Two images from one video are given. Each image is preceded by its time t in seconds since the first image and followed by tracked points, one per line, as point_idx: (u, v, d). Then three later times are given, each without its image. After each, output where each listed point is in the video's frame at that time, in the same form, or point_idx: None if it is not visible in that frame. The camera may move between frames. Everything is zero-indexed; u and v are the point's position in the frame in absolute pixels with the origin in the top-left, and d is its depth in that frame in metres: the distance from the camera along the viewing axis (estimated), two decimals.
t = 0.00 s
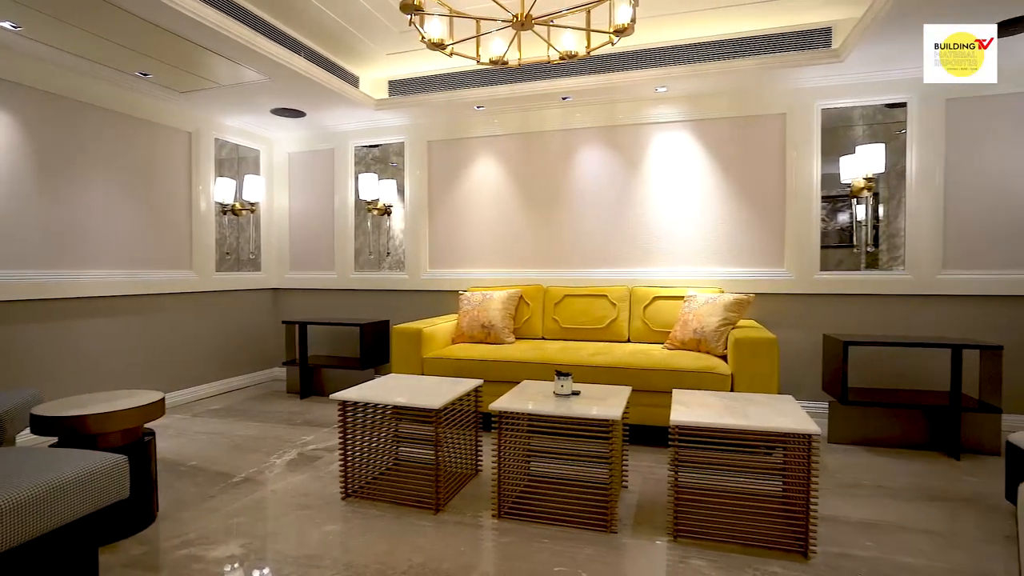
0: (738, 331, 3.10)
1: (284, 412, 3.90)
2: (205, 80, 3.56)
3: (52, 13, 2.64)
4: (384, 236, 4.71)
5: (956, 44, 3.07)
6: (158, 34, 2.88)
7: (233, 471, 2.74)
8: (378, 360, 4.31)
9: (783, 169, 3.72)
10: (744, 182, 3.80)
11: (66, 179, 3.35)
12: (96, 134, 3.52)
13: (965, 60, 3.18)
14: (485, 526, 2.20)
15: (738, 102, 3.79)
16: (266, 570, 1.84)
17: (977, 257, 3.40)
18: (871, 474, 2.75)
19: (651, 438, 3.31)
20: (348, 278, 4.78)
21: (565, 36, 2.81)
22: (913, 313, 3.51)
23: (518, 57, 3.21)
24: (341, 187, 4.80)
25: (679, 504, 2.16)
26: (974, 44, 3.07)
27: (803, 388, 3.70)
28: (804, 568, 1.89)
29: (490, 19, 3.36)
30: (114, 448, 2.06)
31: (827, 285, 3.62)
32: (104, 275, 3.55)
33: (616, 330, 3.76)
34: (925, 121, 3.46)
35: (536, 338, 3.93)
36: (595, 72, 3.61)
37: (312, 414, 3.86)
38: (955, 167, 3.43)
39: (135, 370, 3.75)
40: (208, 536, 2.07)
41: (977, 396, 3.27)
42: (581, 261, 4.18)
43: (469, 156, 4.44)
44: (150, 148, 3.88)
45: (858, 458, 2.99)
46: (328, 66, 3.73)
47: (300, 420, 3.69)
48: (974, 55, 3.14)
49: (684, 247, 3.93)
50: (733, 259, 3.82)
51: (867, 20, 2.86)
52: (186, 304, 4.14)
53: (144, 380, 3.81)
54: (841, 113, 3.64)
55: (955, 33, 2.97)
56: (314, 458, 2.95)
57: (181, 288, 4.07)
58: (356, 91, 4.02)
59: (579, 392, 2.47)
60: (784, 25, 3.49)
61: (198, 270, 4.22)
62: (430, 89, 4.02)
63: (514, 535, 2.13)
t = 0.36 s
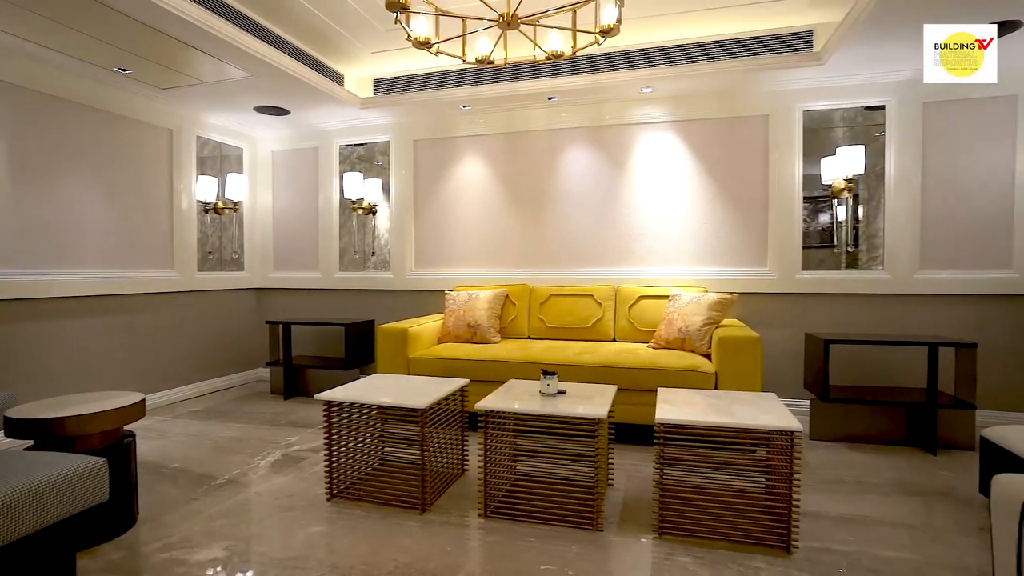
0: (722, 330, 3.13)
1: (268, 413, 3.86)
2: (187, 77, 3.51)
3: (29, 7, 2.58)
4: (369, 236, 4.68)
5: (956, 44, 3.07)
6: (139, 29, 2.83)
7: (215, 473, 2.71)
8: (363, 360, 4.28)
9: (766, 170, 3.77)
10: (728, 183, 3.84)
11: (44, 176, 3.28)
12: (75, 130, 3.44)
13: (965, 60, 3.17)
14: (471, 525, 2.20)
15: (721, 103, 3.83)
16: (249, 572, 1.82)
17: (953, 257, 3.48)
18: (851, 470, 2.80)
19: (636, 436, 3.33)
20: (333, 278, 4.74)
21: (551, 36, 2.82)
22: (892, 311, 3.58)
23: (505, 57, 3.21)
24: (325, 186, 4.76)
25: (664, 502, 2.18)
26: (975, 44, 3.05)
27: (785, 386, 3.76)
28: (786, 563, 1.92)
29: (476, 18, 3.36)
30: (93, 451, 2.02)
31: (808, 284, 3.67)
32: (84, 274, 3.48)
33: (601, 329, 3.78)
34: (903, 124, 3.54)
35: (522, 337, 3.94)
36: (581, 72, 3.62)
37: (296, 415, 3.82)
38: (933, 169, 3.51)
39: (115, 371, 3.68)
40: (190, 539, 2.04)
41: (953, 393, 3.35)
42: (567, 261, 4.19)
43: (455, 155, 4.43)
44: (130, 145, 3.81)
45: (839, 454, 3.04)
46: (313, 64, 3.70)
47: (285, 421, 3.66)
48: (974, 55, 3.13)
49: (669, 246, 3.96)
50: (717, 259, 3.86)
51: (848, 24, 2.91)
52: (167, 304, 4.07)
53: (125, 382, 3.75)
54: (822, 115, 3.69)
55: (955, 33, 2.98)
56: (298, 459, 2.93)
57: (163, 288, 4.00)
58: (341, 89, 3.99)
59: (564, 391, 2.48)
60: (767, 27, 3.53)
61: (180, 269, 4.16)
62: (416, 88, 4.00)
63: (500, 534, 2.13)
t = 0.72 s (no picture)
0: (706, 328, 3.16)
1: (251, 415, 3.81)
2: (168, 73, 3.46)
3: None
4: (354, 235, 4.65)
5: (956, 44, 3.09)
6: (119, 24, 2.77)
7: (197, 475, 2.67)
8: (348, 360, 4.25)
9: (749, 170, 3.82)
10: (712, 183, 3.88)
11: (19, 173, 3.20)
12: (52, 126, 3.37)
13: (966, 60, 3.18)
14: (457, 525, 2.20)
15: (705, 105, 3.87)
16: None
17: (930, 257, 3.55)
18: (832, 466, 2.84)
19: (622, 435, 3.36)
20: (317, 278, 4.69)
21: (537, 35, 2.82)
22: (870, 310, 3.64)
23: (491, 56, 3.21)
24: (309, 185, 4.71)
25: (649, 499, 2.20)
26: (974, 44, 3.07)
27: (768, 385, 3.81)
28: (769, 559, 1.94)
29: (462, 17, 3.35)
30: (70, 454, 1.98)
31: (789, 284, 3.73)
32: (61, 274, 3.41)
33: (587, 329, 3.79)
34: (881, 126, 3.60)
35: (508, 337, 3.94)
36: (567, 72, 3.63)
37: (279, 416, 3.79)
38: (910, 170, 3.58)
39: (94, 373, 3.61)
40: (171, 543, 2.01)
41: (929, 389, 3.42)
42: (553, 260, 4.20)
43: (441, 154, 4.42)
44: (109, 142, 3.74)
45: (820, 451, 3.09)
46: (297, 61, 3.66)
47: (268, 422, 3.62)
48: (974, 55, 3.14)
49: (653, 246, 3.99)
50: (700, 259, 3.90)
51: (828, 27, 2.95)
52: (148, 304, 4.01)
53: (104, 383, 3.68)
54: (804, 117, 3.74)
55: (955, 33, 3.00)
56: (282, 460, 2.90)
57: (143, 288, 3.93)
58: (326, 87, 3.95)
59: (550, 390, 2.49)
60: (750, 30, 3.57)
61: (161, 269, 4.09)
62: (402, 87, 3.99)
63: (487, 533, 2.13)
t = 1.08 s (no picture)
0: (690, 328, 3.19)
1: (234, 416, 3.77)
2: (148, 69, 3.40)
3: None
4: (339, 234, 4.61)
5: (956, 44, 3.03)
6: (97, 18, 2.72)
7: (178, 477, 2.63)
8: (333, 360, 4.22)
9: (732, 171, 3.86)
10: (696, 184, 3.92)
11: None
12: (27, 122, 3.29)
13: (966, 60, 3.13)
14: (443, 525, 2.19)
15: (689, 106, 3.90)
16: None
17: (908, 257, 3.62)
18: (813, 463, 2.89)
19: (607, 433, 3.38)
20: (301, 277, 4.65)
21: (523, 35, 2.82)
22: (851, 309, 3.70)
23: (476, 55, 3.20)
24: (294, 183, 4.67)
25: (635, 497, 2.22)
26: (974, 44, 3.02)
27: (751, 383, 3.85)
28: (753, 555, 1.97)
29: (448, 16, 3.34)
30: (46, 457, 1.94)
31: (772, 283, 3.77)
32: (38, 273, 3.33)
33: (572, 328, 3.80)
34: (861, 128, 3.66)
35: (493, 337, 3.94)
36: (553, 72, 3.64)
37: (263, 416, 3.74)
38: (889, 172, 3.64)
39: (72, 374, 3.54)
40: (152, 547, 1.98)
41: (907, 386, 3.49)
42: (539, 260, 4.21)
43: (427, 154, 4.40)
44: (87, 139, 3.66)
45: (802, 448, 3.13)
46: (281, 58, 3.62)
47: (251, 423, 3.58)
48: (974, 55, 3.09)
49: (638, 246, 4.02)
50: (685, 259, 3.93)
51: (810, 30, 2.99)
52: (127, 304, 3.93)
53: (83, 385, 3.61)
54: (786, 119, 3.79)
55: (954, 33, 2.95)
56: (266, 462, 2.87)
57: (123, 288, 3.86)
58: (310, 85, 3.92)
59: (536, 389, 2.49)
60: (733, 32, 3.61)
61: (141, 268, 4.02)
62: (387, 85, 3.97)
63: (473, 533, 2.13)
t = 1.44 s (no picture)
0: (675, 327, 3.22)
1: (216, 417, 3.72)
2: (128, 65, 3.34)
3: None
4: (323, 234, 4.57)
5: (956, 44, 2.99)
6: (74, 12, 2.67)
7: (159, 480, 2.59)
8: (317, 361, 4.18)
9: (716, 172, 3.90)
10: (680, 183, 3.95)
11: None
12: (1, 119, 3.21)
13: (966, 60, 3.09)
14: (428, 525, 2.19)
15: (674, 107, 3.93)
16: None
17: (887, 257, 3.69)
18: (795, 460, 2.93)
19: (593, 432, 3.39)
20: (285, 277, 4.60)
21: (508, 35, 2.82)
22: (832, 309, 3.76)
23: (462, 54, 3.20)
24: (277, 182, 4.62)
25: (620, 496, 2.23)
26: (974, 44, 3.00)
27: (734, 382, 3.90)
28: (736, 552, 1.99)
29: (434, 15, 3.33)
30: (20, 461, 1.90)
31: (754, 283, 3.82)
32: (14, 273, 3.26)
33: (558, 328, 3.81)
34: (841, 130, 3.73)
35: (479, 336, 3.94)
36: (539, 72, 3.64)
37: (246, 418, 3.70)
38: (869, 174, 3.71)
39: (49, 376, 3.47)
40: (131, 551, 1.95)
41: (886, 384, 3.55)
42: (524, 259, 4.21)
43: (412, 153, 4.38)
44: (64, 135, 3.59)
45: (783, 445, 3.18)
46: (264, 55, 3.58)
47: (234, 425, 3.54)
48: (974, 55, 3.07)
49: (624, 245, 4.04)
50: (669, 259, 3.96)
51: (792, 34, 3.04)
52: (106, 304, 3.86)
53: (60, 387, 3.54)
54: (769, 121, 3.84)
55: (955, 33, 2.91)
56: (249, 464, 2.84)
57: (101, 288, 3.79)
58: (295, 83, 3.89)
59: (522, 389, 2.50)
60: (716, 34, 3.65)
61: (120, 268, 3.95)
62: (372, 84, 3.94)
63: (459, 533, 2.13)
